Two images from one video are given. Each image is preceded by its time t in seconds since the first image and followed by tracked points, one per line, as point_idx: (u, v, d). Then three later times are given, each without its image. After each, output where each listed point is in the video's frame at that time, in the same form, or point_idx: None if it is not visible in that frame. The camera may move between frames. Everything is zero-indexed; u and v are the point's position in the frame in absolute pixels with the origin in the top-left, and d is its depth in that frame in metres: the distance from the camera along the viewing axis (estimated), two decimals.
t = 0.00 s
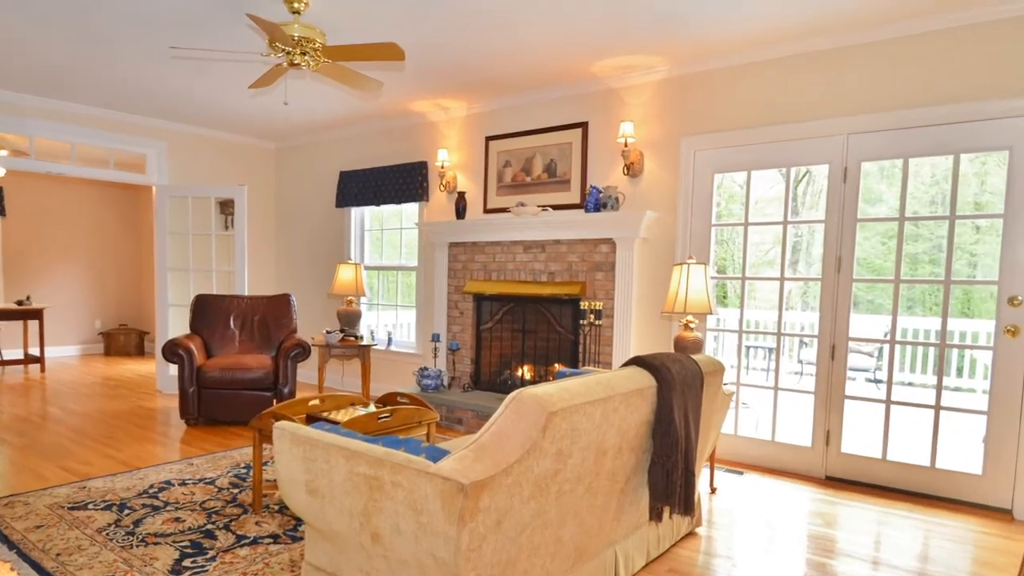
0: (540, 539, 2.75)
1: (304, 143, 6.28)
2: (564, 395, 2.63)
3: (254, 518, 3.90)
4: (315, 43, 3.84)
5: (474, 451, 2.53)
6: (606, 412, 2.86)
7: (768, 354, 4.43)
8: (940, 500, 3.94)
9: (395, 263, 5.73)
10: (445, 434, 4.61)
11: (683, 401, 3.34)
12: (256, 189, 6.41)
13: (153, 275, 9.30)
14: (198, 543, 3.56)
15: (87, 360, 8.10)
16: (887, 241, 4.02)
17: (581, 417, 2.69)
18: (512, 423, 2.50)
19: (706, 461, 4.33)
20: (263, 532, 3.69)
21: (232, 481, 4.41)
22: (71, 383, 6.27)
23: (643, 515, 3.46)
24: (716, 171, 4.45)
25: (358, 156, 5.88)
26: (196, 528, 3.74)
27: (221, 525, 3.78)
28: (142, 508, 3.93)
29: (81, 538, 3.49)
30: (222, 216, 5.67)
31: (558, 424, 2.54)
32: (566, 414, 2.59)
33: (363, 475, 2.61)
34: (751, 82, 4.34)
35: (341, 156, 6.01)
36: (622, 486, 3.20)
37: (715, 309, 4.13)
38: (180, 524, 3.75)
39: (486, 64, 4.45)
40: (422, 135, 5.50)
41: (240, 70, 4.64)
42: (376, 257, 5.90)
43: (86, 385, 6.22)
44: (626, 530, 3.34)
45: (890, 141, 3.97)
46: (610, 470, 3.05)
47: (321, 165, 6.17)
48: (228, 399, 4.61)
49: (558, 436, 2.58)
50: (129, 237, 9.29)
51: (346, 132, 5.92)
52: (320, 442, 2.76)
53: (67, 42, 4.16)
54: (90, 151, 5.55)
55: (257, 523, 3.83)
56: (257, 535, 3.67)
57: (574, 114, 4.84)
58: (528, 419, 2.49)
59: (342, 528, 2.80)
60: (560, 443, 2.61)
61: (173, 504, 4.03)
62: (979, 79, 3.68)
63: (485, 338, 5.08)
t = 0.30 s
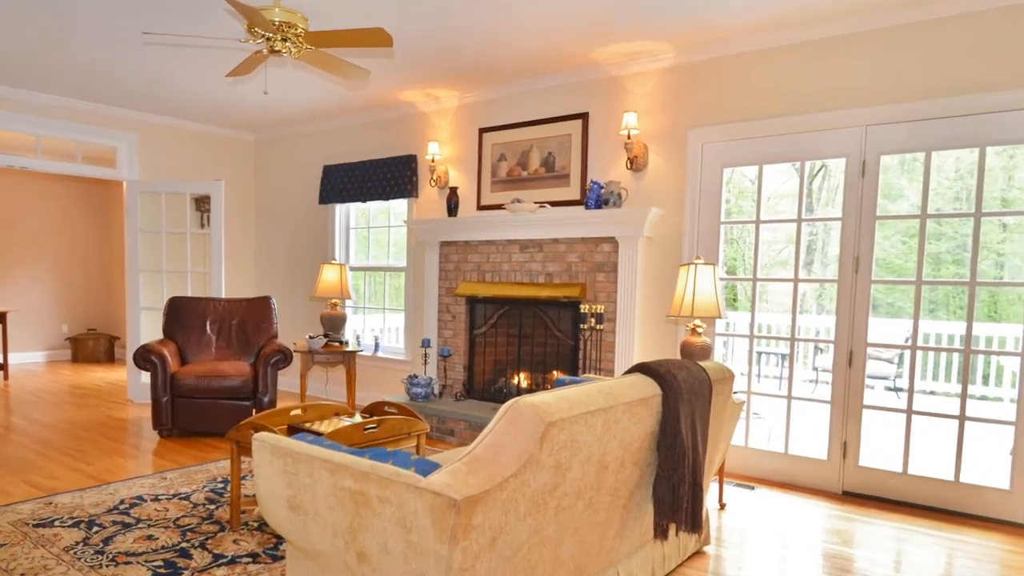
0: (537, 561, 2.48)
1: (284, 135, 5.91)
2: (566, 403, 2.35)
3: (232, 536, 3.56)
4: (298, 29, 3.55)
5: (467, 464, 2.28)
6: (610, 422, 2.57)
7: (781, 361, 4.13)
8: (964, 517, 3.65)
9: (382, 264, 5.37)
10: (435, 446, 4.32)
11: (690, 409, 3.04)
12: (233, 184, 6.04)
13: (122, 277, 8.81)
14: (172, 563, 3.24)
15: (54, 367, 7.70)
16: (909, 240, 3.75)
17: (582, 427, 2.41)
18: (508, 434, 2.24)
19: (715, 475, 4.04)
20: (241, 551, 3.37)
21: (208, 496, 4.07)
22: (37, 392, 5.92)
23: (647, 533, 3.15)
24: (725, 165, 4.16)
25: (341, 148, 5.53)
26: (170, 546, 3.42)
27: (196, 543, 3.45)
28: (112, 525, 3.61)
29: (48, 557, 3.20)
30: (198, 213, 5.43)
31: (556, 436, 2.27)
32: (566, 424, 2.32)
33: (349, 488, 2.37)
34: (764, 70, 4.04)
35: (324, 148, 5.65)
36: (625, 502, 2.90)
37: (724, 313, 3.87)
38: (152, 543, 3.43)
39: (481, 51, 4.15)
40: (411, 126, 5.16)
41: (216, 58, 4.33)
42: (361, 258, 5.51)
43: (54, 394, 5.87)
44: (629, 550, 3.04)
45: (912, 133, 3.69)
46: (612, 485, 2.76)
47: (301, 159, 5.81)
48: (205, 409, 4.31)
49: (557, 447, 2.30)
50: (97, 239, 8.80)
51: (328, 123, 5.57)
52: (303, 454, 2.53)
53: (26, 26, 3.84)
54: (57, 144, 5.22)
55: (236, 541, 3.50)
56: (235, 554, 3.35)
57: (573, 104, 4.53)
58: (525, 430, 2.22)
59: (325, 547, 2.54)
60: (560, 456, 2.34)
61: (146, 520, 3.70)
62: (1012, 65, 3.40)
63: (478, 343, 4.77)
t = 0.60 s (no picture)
0: None
1: (265, 128, 5.61)
2: (566, 412, 2.14)
3: (209, 553, 3.28)
4: (281, 14, 3.26)
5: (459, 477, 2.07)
6: (614, 434, 2.34)
7: (793, 367, 3.87)
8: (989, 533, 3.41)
9: (369, 264, 5.08)
10: (426, 458, 4.06)
11: (699, 419, 2.77)
12: (212, 179, 5.74)
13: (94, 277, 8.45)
14: None
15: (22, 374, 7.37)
16: (930, 239, 3.50)
17: (584, 439, 2.18)
18: (502, 446, 2.02)
19: (723, 489, 3.78)
20: (219, 570, 3.08)
21: (185, 511, 3.77)
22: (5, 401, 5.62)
23: (651, 551, 2.88)
24: (734, 159, 3.91)
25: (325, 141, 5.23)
26: (142, 565, 3.14)
27: (171, 562, 3.17)
28: (81, 542, 3.32)
29: None
30: (173, 210, 5.16)
31: (552, 447, 2.04)
32: (563, 434, 2.09)
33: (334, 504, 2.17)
34: (777, 57, 3.78)
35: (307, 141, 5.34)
36: (627, 519, 2.62)
37: (733, 317, 3.64)
38: (124, 562, 3.15)
39: (476, 38, 3.88)
40: (399, 117, 4.87)
41: (193, 46, 4.05)
42: (348, 257, 5.22)
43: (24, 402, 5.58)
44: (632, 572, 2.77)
45: (935, 124, 3.44)
46: (614, 500, 2.49)
47: (283, 154, 5.50)
48: (182, 418, 4.04)
49: (557, 460, 2.08)
50: (65, 237, 8.45)
51: (311, 115, 5.28)
52: (285, 467, 2.33)
53: None
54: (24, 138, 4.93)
55: (214, 559, 3.22)
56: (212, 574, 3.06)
57: (572, 95, 4.27)
58: (521, 441, 2.01)
59: (308, 566, 2.32)
60: (556, 469, 2.10)
61: (118, 537, 3.42)
62: None
63: (472, 349, 4.50)
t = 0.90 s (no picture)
0: None
1: (243, 119, 5.34)
2: (570, 419, 1.91)
3: (187, 573, 3.02)
4: None
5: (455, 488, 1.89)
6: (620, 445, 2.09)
7: (806, 374, 3.65)
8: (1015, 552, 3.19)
9: (356, 264, 4.84)
10: (417, 470, 3.83)
11: (706, 428, 2.45)
12: (185, 173, 5.46)
13: (62, 276, 8.14)
14: None
15: None
16: (951, 238, 3.29)
17: (587, 450, 1.95)
18: (498, 456, 1.82)
19: (732, 503, 3.55)
20: None
21: (161, 527, 3.50)
22: None
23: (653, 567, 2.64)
24: (743, 153, 3.68)
25: (308, 134, 4.97)
26: None
27: None
28: (49, 560, 3.06)
29: None
30: (149, 207, 4.92)
31: (551, 459, 1.81)
32: (563, 444, 1.86)
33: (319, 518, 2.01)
34: (789, 44, 3.56)
35: (289, 133, 5.08)
36: (630, 534, 2.38)
37: (742, 321, 3.43)
38: None
39: (469, 25, 3.65)
40: (389, 110, 4.62)
41: (170, 34, 3.81)
42: (333, 258, 4.96)
43: None
44: None
45: (959, 116, 3.22)
46: (616, 515, 2.24)
47: (264, 148, 5.24)
48: (159, 429, 3.82)
49: (557, 473, 1.87)
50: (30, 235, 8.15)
51: (294, 107, 5.02)
52: (267, 479, 2.17)
53: None
54: None
55: None
56: None
57: (572, 85, 4.04)
58: (518, 452, 1.79)
59: None
60: (554, 482, 1.88)
61: (90, 554, 3.16)
62: None
63: (465, 354, 4.27)
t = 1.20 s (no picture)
0: None
1: (226, 110, 5.09)
2: (571, 428, 1.76)
3: None
4: None
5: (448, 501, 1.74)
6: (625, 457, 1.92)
7: (819, 381, 3.44)
8: None
9: (343, 265, 4.62)
10: (407, 482, 3.62)
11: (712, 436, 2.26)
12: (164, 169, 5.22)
13: (32, 277, 7.88)
14: None
15: None
16: (972, 237, 3.10)
17: (588, 462, 1.79)
18: (493, 467, 1.66)
19: (741, 516, 3.34)
20: None
21: (138, 543, 3.25)
22: None
23: None
24: (753, 146, 3.49)
25: (294, 127, 4.75)
26: None
27: None
28: None
29: None
30: (125, 204, 4.72)
31: (548, 469, 1.66)
32: (562, 453, 1.71)
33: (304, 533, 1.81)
34: (801, 30, 3.36)
35: (274, 126, 4.85)
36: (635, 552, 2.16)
37: (752, 325, 3.24)
38: None
39: (462, 12, 3.45)
40: (379, 102, 4.42)
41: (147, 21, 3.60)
42: (320, 258, 4.75)
43: None
44: None
45: (982, 108, 3.03)
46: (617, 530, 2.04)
47: (247, 143, 5.00)
48: (135, 439, 3.61)
49: (557, 486, 1.71)
50: None
51: (279, 99, 4.80)
52: (251, 492, 1.94)
53: None
54: None
55: None
56: None
57: (571, 76, 3.84)
58: (514, 463, 1.64)
59: None
60: (552, 494, 1.72)
61: (60, 571, 2.91)
62: None
63: (459, 360, 4.06)
